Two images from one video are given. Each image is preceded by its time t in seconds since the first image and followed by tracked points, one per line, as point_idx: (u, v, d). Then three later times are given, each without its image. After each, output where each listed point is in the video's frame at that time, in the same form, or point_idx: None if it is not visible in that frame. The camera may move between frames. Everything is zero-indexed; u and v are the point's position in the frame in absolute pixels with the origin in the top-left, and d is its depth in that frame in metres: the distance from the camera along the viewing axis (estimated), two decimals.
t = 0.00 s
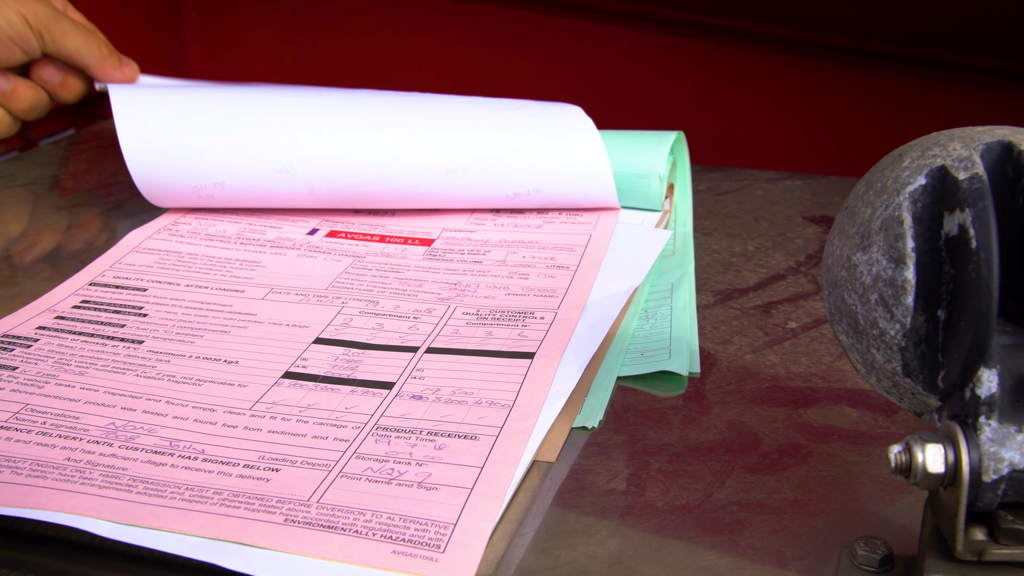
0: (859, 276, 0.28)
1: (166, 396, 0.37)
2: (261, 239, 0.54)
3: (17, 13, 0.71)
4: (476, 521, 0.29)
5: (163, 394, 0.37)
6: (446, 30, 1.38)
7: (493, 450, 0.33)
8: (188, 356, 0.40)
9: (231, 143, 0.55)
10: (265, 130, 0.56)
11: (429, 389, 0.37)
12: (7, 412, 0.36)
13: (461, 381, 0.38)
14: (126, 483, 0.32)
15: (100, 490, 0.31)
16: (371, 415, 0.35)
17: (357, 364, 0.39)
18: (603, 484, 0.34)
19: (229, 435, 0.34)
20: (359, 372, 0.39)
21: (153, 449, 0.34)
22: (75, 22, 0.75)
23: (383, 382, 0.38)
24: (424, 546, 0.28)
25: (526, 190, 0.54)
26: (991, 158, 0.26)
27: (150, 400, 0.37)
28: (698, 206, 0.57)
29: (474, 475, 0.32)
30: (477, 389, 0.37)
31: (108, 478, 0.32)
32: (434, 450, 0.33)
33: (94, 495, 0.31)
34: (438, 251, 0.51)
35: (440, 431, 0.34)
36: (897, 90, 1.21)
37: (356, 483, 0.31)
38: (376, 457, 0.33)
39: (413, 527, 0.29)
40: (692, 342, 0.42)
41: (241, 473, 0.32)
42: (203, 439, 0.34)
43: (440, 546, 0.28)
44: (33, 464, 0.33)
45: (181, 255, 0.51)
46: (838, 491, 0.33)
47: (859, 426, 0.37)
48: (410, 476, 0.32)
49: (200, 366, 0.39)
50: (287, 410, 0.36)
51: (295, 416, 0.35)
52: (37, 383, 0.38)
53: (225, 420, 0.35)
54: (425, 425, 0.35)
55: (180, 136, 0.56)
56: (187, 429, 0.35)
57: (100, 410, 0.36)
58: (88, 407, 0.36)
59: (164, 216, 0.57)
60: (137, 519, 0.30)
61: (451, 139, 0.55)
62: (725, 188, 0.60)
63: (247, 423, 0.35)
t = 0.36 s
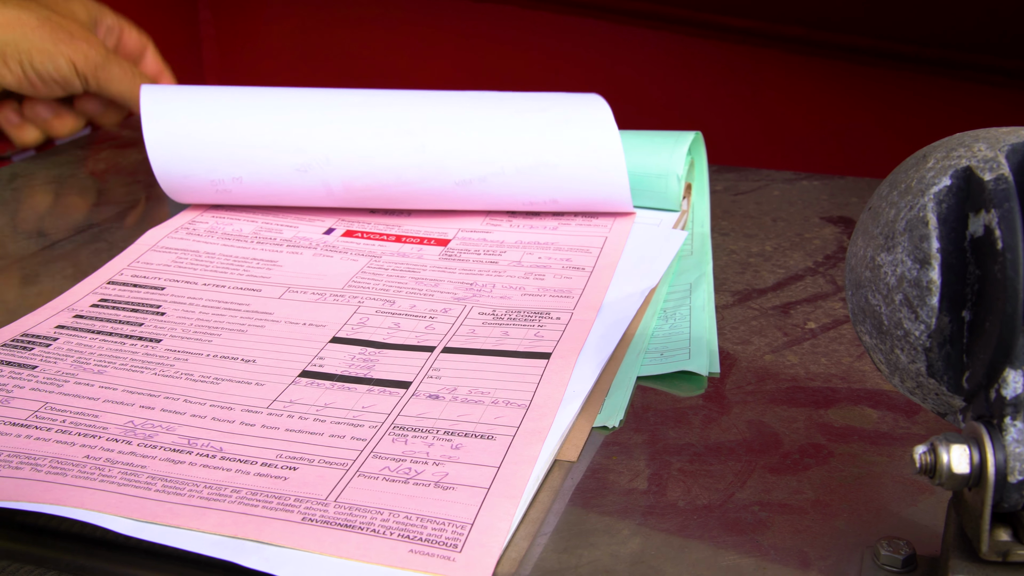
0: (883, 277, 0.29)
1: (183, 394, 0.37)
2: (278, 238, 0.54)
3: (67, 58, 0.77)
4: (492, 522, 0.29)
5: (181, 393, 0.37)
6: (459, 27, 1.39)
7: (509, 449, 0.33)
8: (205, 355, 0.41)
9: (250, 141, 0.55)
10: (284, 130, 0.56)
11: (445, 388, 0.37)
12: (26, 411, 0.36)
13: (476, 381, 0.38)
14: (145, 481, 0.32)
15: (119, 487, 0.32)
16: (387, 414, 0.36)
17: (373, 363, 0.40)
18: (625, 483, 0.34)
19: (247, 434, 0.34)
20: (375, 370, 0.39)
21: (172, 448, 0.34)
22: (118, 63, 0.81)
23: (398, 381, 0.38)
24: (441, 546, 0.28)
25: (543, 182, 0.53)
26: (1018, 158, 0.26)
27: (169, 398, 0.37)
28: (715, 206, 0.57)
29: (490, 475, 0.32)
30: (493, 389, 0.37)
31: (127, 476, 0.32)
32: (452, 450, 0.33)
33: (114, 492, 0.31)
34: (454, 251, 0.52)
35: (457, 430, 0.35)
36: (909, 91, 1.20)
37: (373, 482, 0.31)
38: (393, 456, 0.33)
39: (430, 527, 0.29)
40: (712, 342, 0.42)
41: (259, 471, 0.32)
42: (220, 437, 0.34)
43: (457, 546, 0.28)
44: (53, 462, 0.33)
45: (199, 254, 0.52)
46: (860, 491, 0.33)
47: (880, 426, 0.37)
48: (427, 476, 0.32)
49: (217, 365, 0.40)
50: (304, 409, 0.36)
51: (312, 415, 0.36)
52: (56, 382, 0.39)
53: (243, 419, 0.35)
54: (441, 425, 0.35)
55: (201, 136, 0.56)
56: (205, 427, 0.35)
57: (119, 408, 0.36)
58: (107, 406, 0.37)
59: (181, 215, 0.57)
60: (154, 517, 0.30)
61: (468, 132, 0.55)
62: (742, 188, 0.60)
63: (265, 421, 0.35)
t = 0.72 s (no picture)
0: (910, 278, 0.29)
1: (208, 390, 0.38)
2: (299, 238, 0.55)
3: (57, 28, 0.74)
4: (515, 518, 0.29)
5: (205, 388, 0.38)
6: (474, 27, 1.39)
7: (533, 448, 0.33)
8: (228, 352, 0.41)
9: (271, 141, 0.56)
10: (301, 130, 0.56)
11: (468, 387, 0.38)
12: (52, 403, 0.37)
13: (500, 381, 0.38)
14: (171, 473, 0.32)
15: (146, 478, 0.32)
16: (410, 413, 0.36)
17: (397, 361, 0.40)
18: (648, 483, 0.34)
19: (272, 429, 0.35)
20: (398, 369, 0.39)
21: (197, 441, 0.34)
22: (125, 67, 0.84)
23: (422, 381, 0.38)
24: (466, 541, 0.28)
25: (563, 186, 0.52)
26: None
27: (194, 394, 0.37)
28: (734, 207, 0.57)
29: (514, 473, 0.32)
30: (516, 388, 0.37)
31: (153, 467, 0.32)
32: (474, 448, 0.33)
33: (140, 483, 0.32)
34: (475, 251, 0.52)
35: (479, 430, 0.35)
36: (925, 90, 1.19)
37: (397, 478, 0.32)
38: (417, 454, 0.33)
39: (455, 522, 0.29)
40: (733, 342, 0.42)
41: (284, 466, 0.32)
42: (244, 431, 0.35)
43: (481, 540, 0.28)
44: (79, 452, 0.33)
45: (221, 253, 0.52)
46: (883, 492, 0.33)
47: (903, 428, 0.37)
48: (451, 474, 0.32)
49: (240, 363, 0.40)
50: (328, 406, 0.36)
51: (335, 413, 0.36)
52: (81, 375, 0.39)
53: (267, 415, 0.36)
54: (464, 424, 0.35)
55: (224, 138, 0.56)
56: (230, 422, 0.35)
57: (144, 402, 0.37)
58: (132, 399, 0.37)
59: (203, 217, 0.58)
60: (181, 507, 0.30)
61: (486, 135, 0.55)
62: (761, 189, 0.60)
63: (290, 417, 0.36)
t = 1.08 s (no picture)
0: (938, 279, 0.29)
1: (252, 393, 0.39)
2: (325, 236, 0.55)
3: None
4: (567, 509, 0.31)
5: (249, 392, 0.39)
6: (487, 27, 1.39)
7: (577, 439, 0.35)
8: (269, 352, 0.42)
9: (293, 142, 0.56)
10: (321, 132, 0.56)
11: (508, 381, 0.39)
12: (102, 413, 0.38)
13: (538, 375, 0.39)
14: (225, 476, 0.34)
15: (201, 482, 0.33)
16: (454, 408, 0.37)
17: (435, 357, 0.41)
18: (673, 484, 0.34)
19: (318, 429, 0.36)
20: (437, 365, 0.41)
21: (247, 445, 0.35)
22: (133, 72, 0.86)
23: (463, 376, 0.40)
24: (520, 532, 0.30)
25: (588, 185, 0.52)
26: None
27: (238, 398, 0.39)
28: (753, 208, 0.57)
29: (561, 465, 0.33)
30: (556, 382, 0.39)
31: (207, 472, 0.34)
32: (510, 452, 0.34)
33: (195, 488, 0.33)
34: (501, 249, 0.53)
35: (523, 423, 0.36)
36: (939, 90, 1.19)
37: (446, 473, 0.33)
38: (464, 447, 0.34)
39: (507, 515, 0.31)
40: (755, 343, 0.42)
41: (334, 465, 0.34)
42: (292, 433, 0.36)
43: (535, 532, 0.30)
44: (132, 456, 0.35)
45: (249, 252, 0.52)
46: (908, 493, 0.33)
47: (927, 429, 0.37)
48: (499, 466, 0.33)
49: (283, 362, 0.41)
50: (371, 402, 0.38)
51: (380, 409, 0.37)
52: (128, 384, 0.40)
53: (313, 415, 0.37)
54: (508, 417, 0.36)
55: (246, 138, 0.57)
56: (277, 424, 0.37)
57: (192, 411, 0.38)
58: (179, 408, 0.38)
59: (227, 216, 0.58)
60: (239, 509, 0.32)
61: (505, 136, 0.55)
62: (780, 190, 0.60)
63: (334, 415, 0.37)
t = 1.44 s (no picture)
0: (970, 281, 0.29)
1: (274, 394, 0.39)
2: (347, 236, 0.55)
3: None
4: (588, 506, 0.31)
5: (271, 392, 0.39)
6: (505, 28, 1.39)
7: (597, 439, 0.35)
8: (290, 352, 0.42)
9: (317, 142, 0.56)
10: (344, 132, 0.56)
11: (528, 382, 0.39)
12: (124, 416, 0.38)
13: (559, 376, 0.39)
14: (245, 473, 0.34)
15: (221, 478, 0.33)
16: (474, 408, 0.37)
17: (455, 357, 0.41)
18: (701, 484, 0.34)
19: (337, 428, 0.36)
20: (457, 365, 0.41)
21: (267, 444, 0.35)
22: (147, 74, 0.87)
23: (483, 376, 0.40)
24: (539, 528, 0.30)
25: (610, 185, 0.52)
26: None
27: (259, 398, 0.39)
28: (776, 209, 0.57)
29: (580, 463, 0.33)
30: (575, 383, 0.39)
31: (227, 469, 0.34)
32: (527, 453, 0.34)
33: (216, 484, 0.33)
34: (523, 249, 0.53)
35: (544, 422, 0.36)
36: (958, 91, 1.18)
37: (466, 469, 0.33)
38: (483, 446, 0.35)
39: (526, 510, 0.31)
40: (780, 344, 0.42)
41: (354, 462, 0.34)
42: (312, 432, 0.36)
43: (555, 527, 0.30)
44: (154, 456, 0.35)
45: (272, 252, 0.53)
46: (936, 495, 0.33)
47: (954, 431, 0.37)
48: (519, 463, 0.33)
49: (304, 362, 0.41)
50: (391, 402, 0.38)
51: (399, 409, 0.37)
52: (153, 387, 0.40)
53: (334, 414, 0.37)
54: (528, 417, 0.36)
55: (269, 138, 0.57)
56: (298, 424, 0.37)
57: (213, 412, 0.38)
58: (200, 409, 0.38)
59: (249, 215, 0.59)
60: (259, 502, 0.32)
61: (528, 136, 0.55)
62: (802, 191, 0.60)
63: (354, 414, 0.37)
